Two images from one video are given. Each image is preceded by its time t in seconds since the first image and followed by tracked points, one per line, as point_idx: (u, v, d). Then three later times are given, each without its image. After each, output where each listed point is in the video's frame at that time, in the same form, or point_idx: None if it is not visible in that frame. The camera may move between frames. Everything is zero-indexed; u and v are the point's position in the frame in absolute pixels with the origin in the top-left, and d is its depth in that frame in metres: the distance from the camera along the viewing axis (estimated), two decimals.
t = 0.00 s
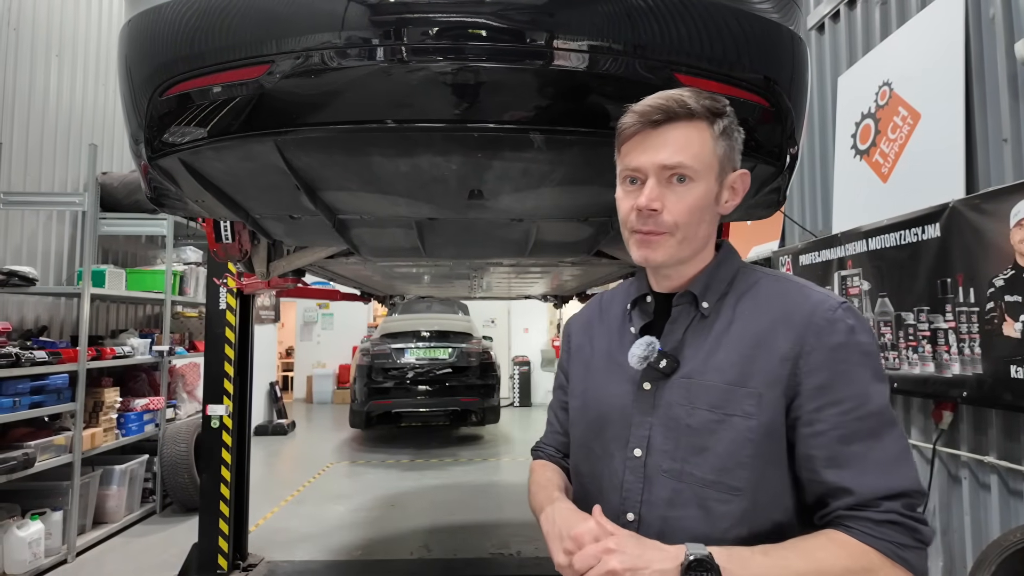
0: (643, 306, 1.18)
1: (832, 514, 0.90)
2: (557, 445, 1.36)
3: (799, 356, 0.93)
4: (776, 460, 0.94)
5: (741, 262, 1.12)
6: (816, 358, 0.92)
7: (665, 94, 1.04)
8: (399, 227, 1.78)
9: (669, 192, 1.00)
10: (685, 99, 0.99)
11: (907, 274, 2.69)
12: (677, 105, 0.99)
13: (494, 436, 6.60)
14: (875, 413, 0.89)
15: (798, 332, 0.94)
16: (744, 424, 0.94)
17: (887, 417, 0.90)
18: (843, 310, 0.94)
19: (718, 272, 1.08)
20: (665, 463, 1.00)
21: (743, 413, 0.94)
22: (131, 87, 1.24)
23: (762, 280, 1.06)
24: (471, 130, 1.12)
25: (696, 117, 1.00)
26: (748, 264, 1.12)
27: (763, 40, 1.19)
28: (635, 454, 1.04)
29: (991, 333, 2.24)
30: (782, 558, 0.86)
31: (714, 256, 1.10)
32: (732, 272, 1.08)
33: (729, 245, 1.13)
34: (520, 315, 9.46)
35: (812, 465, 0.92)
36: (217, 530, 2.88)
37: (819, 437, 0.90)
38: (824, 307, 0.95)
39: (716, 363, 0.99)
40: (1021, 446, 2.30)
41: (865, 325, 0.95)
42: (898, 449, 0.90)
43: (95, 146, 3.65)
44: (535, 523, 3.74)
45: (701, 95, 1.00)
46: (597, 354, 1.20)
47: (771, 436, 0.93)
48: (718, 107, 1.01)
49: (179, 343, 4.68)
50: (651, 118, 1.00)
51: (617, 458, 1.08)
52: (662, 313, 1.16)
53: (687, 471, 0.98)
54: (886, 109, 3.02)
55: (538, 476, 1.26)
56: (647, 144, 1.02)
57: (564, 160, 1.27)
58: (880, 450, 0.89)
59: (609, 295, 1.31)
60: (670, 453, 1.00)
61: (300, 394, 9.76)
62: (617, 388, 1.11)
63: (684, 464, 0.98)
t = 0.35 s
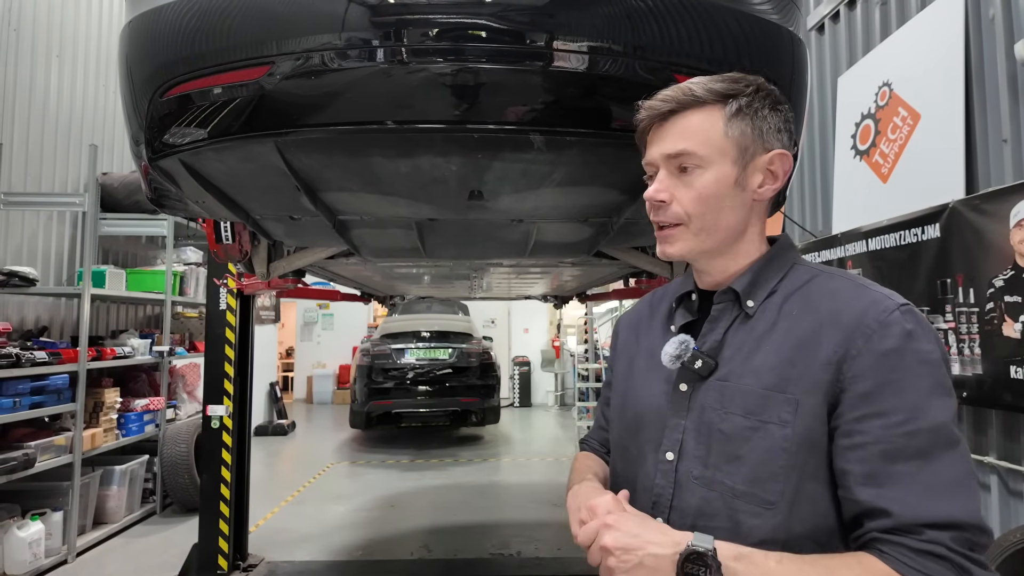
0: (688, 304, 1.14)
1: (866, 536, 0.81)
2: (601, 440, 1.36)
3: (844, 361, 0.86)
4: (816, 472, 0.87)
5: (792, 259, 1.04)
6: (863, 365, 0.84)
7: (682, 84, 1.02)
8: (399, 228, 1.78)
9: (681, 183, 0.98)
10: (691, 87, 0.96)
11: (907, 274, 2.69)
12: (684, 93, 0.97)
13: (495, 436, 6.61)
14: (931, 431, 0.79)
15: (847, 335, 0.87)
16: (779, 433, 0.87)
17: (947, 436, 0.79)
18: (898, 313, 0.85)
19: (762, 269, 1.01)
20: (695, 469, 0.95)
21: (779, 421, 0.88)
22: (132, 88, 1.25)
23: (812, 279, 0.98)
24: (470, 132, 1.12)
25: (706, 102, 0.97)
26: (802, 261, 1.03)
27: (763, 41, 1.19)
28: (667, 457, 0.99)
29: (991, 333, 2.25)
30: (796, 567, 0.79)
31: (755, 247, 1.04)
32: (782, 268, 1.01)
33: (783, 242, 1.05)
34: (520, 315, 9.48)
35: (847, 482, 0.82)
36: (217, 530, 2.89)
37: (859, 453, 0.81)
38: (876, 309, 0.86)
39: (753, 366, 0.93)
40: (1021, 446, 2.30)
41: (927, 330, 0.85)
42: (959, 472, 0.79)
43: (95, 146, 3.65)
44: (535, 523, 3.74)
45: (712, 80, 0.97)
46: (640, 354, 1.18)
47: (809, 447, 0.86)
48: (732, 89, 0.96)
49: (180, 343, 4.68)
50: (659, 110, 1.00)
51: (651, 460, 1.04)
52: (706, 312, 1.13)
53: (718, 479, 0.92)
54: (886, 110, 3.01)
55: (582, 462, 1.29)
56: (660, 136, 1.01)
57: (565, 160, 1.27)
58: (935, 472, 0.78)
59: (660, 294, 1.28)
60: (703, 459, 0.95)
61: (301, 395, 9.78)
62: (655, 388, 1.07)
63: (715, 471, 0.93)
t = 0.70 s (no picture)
0: (709, 302, 1.11)
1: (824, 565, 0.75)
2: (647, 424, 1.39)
3: (820, 380, 0.80)
4: (785, 494, 0.83)
5: (805, 262, 0.94)
6: (838, 388, 0.77)
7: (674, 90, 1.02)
8: (397, 227, 1.78)
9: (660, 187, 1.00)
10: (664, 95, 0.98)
11: (906, 274, 2.69)
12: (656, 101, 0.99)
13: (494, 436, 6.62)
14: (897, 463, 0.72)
15: (826, 353, 0.81)
16: (752, 449, 0.85)
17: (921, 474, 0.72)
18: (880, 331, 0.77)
19: (763, 273, 0.93)
20: (688, 474, 0.93)
21: (754, 438, 0.85)
22: (131, 87, 1.25)
23: (814, 287, 0.89)
24: (469, 131, 1.11)
25: (678, 104, 0.97)
26: (815, 264, 0.93)
27: (760, 41, 1.20)
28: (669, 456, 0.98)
29: (989, 333, 2.25)
30: None
31: (757, 246, 0.96)
32: (786, 273, 0.93)
33: (800, 242, 0.96)
34: (520, 315, 9.50)
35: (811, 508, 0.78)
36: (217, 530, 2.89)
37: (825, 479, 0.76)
38: (859, 326, 0.79)
39: (743, 377, 0.89)
40: (1019, 446, 2.31)
41: (917, 352, 0.76)
42: (932, 513, 0.72)
43: (95, 146, 3.65)
44: (534, 522, 3.75)
45: (684, 84, 0.96)
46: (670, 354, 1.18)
47: (782, 465, 0.83)
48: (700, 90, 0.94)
49: (179, 343, 4.68)
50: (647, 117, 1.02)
51: (660, 457, 1.06)
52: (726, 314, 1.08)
53: (704, 486, 0.90)
54: (885, 110, 3.02)
55: (626, 450, 1.34)
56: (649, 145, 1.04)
57: (562, 160, 1.27)
58: (903, 512, 0.72)
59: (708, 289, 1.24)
60: (693, 465, 0.93)
61: (301, 395, 9.79)
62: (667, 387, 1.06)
63: (703, 481, 0.90)
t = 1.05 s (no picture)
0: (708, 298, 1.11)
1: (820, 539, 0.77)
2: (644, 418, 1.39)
3: (815, 367, 0.81)
4: (784, 475, 0.84)
5: (800, 260, 0.95)
6: (831, 374, 0.78)
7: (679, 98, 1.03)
8: (396, 226, 1.78)
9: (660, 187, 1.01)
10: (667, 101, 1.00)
11: (905, 273, 2.69)
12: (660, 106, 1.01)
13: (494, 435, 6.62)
14: (886, 443, 0.74)
15: (820, 341, 0.82)
16: (751, 435, 0.86)
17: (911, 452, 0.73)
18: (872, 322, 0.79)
19: (759, 270, 0.94)
20: (687, 460, 0.95)
21: (753, 424, 0.86)
22: (128, 85, 1.25)
23: (809, 282, 0.90)
24: (468, 129, 1.12)
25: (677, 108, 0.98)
26: (809, 262, 0.95)
27: (760, 39, 1.20)
28: (669, 444, 1.00)
29: (988, 333, 2.24)
30: (743, 561, 0.77)
31: (753, 247, 0.97)
32: (783, 269, 0.93)
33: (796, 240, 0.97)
34: (520, 315, 9.52)
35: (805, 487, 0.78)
36: (216, 529, 2.88)
37: (819, 461, 0.77)
38: (852, 317, 0.80)
39: (741, 366, 0.90)
40: (1019, 445, 2.31)
41: (905, 341, 0.78)
42: (918, 490, 0.73)
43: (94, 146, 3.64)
44: (534, 522, 3.75)
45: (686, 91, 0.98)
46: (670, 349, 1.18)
47: (778, 449, 0.84)
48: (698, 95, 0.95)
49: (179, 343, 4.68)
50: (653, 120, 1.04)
51: (660, 446, 1.06)
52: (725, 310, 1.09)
53: (703, 471, 0.91)
54: (884, 109, 3.02)
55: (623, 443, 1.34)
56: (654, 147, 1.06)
57: (561, 159, 1.26)
58: (893, 489, 0.73)
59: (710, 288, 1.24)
60: (693, 451, 0.94)
61: (300, 394, 9.79)
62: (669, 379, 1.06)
63: (701, 465, 0.91)
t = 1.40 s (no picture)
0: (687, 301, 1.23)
1: (804, 500, 0.89)
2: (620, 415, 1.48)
3: (789, 354, 0.94)
4: (768, 448, 0.96)
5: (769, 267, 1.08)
6: (805, 358, 0.92)
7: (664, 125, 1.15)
8: (396, 225, 1.77)
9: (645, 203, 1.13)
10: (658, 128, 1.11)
11: (906, 272, 2.69)
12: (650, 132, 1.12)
13: (493, 435, 6.62)
14: (855, 412, 0.87)
15: (793, 332, 0.95)
16: (735, 414, 0.98)
17: (874, 420, 0.87)
18: (837, 313, 0.93)
19: (736, 273, 1.08)
20: (675, 441, 1.06)
21: (736, 404, 0.98)
22: (124, 82, 1.24)
23: (780, 284, 1.04)
24: (468, 126, 1.11)
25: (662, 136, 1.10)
26: (776, 268, 1.09)
27: (761, 36, 1.19)
28: (657, 430, 1.12)
29: (990, 333, 2.23)
30: (740, 525, 0.89)
31: (728, 256, 1.10)
32: (754, 275, 1.08)
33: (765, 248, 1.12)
34: (520, 315, 9.52)
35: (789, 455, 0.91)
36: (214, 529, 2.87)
37: (799, 431, 0.90)
38: (820, 309, 0.94)
39: (723, 356, 1.03)
40: (1021, 446, 2.29)
41: (864, 328, 0.92)
42: (882, 452, 0.87)
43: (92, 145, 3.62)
44: (533, 523, 3.73)
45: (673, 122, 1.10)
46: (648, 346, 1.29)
47: (760, 426, 0.96)
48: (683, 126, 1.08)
49: (177, 343, 4.66)
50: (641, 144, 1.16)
51: (647, 433, 1.17)
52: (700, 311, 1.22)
53: (690, 448, 1.03)
54: (885, 108, 3.01)
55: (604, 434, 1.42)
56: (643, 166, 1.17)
57: (560, 157, 1.25)
58: (862, 452, 0.87)
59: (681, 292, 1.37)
60: (681, 433, 1.06)
61: (299, 394, 9.77)
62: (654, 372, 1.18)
63: (688, 443, 1.04)
